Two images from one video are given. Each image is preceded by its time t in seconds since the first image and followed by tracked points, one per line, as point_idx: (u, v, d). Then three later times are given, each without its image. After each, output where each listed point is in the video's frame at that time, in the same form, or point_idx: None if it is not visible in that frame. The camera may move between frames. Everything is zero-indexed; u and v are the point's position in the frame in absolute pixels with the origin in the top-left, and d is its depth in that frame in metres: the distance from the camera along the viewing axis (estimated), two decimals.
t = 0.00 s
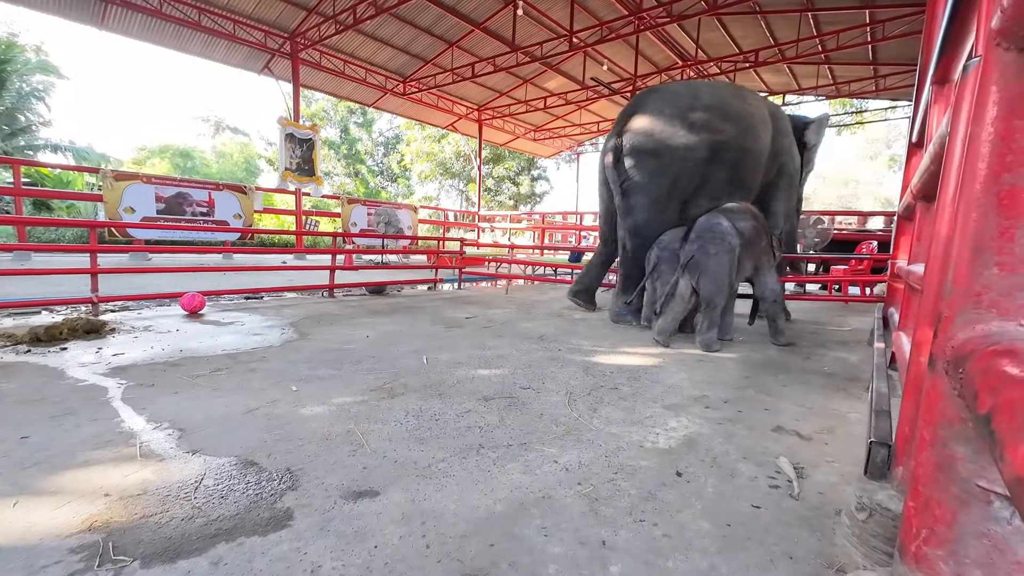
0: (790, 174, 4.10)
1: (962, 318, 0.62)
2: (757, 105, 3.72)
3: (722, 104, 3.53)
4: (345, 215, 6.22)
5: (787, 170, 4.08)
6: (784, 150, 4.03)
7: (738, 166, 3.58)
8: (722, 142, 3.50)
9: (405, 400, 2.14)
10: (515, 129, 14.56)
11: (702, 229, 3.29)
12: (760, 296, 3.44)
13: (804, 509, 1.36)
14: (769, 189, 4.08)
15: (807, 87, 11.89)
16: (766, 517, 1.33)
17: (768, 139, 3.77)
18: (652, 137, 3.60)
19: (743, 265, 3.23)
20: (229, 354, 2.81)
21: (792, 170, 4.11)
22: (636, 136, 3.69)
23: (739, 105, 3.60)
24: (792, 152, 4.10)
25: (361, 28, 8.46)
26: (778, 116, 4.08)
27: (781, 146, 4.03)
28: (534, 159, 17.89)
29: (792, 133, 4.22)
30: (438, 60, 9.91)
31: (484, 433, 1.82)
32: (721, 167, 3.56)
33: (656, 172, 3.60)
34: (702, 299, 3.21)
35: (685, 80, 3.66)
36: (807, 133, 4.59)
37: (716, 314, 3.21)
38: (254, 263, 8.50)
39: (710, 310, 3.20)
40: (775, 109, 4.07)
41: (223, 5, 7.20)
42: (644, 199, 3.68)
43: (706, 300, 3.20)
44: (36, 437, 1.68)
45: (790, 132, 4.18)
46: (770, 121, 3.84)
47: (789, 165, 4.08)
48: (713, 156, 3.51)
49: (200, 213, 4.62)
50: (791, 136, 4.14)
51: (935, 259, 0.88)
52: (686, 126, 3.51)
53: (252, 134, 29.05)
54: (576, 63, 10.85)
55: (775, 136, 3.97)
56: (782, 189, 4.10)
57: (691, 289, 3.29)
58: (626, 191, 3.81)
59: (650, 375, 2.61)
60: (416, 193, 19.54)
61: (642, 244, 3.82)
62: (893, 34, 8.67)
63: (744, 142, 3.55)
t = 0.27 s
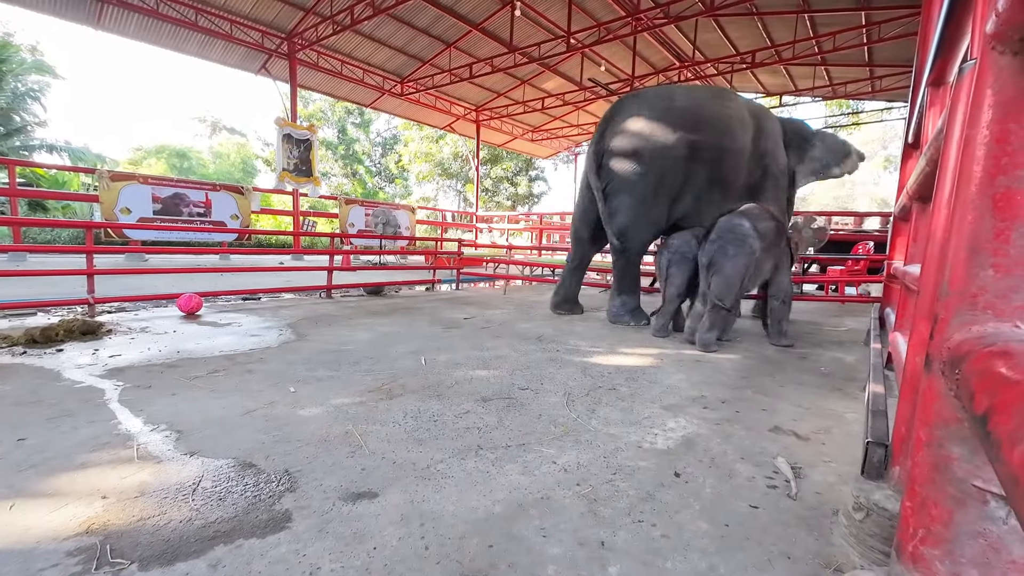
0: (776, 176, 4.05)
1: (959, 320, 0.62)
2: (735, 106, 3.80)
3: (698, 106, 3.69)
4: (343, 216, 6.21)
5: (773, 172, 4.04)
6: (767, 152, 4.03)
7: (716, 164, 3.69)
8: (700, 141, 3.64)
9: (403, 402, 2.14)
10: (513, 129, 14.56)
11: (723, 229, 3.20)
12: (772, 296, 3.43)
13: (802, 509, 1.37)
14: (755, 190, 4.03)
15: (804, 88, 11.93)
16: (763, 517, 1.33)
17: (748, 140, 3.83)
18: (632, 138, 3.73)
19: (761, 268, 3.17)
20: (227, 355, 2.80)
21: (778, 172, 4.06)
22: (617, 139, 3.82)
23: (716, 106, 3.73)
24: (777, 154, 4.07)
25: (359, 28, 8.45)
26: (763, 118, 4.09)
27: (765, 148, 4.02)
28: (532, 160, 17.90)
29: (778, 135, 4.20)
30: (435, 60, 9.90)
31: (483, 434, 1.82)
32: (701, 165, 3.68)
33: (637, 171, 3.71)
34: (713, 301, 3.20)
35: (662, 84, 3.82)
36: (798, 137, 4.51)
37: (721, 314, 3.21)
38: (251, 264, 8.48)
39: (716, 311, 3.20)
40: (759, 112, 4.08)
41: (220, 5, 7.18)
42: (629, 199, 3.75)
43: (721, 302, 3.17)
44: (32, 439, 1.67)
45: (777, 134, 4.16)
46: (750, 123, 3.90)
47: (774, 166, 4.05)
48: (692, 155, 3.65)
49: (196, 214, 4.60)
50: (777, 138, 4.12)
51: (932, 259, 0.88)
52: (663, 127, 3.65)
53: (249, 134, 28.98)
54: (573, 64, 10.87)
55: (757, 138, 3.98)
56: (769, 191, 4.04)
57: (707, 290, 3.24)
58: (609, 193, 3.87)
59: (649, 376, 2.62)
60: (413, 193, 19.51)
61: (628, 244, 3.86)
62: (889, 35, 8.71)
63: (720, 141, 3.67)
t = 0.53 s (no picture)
0: (759, 177, 4.11)
1: (955, 321, 0.62)
2: (714, 107, 3.89)
3: (675, 108, 3.82)
4: (341, 217, 6.20)
5: (756, 172, 4.10)
6: (750, 153, 4.09)
7: (694, 165, 3.82)
8: (677, 143, 3.77)
9: (402, 403, 2.14)
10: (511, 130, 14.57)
11: (741, 233, 3.11)
12: (777, 296, 3.36)
13: (800, 509, 1.37)
14: (737, 191, 4.12)
15: (802, 90, 11.96)
16: (761, 517, 1.34)
17: (728, 141, 3.93)
18: (613, 141, 3.85)
19: (776, 273, 3.12)
20: (225, 357, 2.80)
21: (761, 173, 4.12)
22: (598, 142, 3.94)
23: (693, 108, 3.85)
24: (761, 155, 4.13)
25: (357, 29, 8.44)
26: (747, 119, 4.14)
27: (748, 149, 4.09)
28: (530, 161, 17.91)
29: (764, 136, 4.25)
30: (434, 61, 9.90)
31: (481, 435, 1.82)
32: (679, 166, 3.81)
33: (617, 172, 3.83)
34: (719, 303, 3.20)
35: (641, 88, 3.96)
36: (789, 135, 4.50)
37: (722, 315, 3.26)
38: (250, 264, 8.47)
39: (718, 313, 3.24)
40: (743, 112, 4.14)
41: (218, 5, 7.17)
42: (613, 200, 3.84)
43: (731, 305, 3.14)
44: (28, 441, 1.67)
45: (762, 135, 4.20)
46: (731, 124, 3.99)
47: (757, 167, 4.11)
48: (670, 156, 3.77)
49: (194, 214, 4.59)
50: (761, 139, 4.17)
51: (928, 261, 0.89)
52: (641, 129, 3.78)
53: (247, 134, 28.94)
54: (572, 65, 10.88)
55: (740, 139, 4.05)
56: (751, 191, 4.10)
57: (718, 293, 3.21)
58: (595, 195, 3.98)
59: (647, 377, 2.62)
60: (412, 194, 19.51)
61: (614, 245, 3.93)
62: (886, 37, 8.75)
63: (697, 142, 3.79)
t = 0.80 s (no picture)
0: (742, 183, 4.09)
1: (953, 323, 0.62)
2: (694, 116, 3.94)
3: (654, 118, 3.89)
4: (340, 218, 6.20)
5: (739, 178, 4.08)
6: (734, 159, 4.08)
7: (673, 174, 3.88)
8: (655, 153, 3.83)
9: (401, 404, 2.14)
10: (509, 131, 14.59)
11: (751, 234, 3.11)
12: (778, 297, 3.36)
13: (798, 510, 1.38)
14: (720, 197, 4.14)
15: (800, 92, 12.00)
16: (760, 518, 1.34)
17: (709, 148, 3.94)
18: (595, 150, 3.97)
19: (784, 276, 3.11)
20: (223, 358, 2.80)
21: (745, 179, 4.10)
22: (581, 151, 4.07)
23: (673, 118, 3.92)
24: (745, 160, 4.11)
25: (356, 30, 8.44)
26: (731, 124, 4.12)
27: (732, 155, 4.07)
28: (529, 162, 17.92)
29: (750, 140, 4.20)
30: (432, 62, 9.91)
31: (480, 437, 1.82)
32: (659, 175, 3.88)
33: (600, 181, 3.96)
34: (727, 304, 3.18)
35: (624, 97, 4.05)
36: (781, 135, 4.41)
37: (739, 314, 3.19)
38: (248, 265, 8.46)
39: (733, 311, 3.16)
40: (727, 117, 4.12)
41: (216, 6, 7.16)
42: (603, 205, 3.96)
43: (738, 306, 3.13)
44: (26, 443, 1.66)
45: (747, 139, 4.17)
46: (713, 131, 3.99)
47: (741, 173, 4.09)
48: (649, 165, 3.86)
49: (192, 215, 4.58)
50: (746, 144, 4.13)
51: (926, 263, 0.89)
52: (620, 139, 3.88)
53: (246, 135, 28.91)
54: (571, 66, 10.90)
55: (722, 145, 4.04)
56: (733, 198, 4.10)
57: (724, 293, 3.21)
58: (584, 201, 4.12)
59: (646, 378, 2.63)
60: (410, 195, 19.50)
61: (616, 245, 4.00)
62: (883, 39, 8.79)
63: (675, 152, 3.84)
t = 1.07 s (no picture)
0: (731, 182, 4.10)
1: (950, 324, 0.63)
2: (684, 120, 4.00)
3: (645, 123, 3.95)
4: (338, 219, 6.20)
5: (727, 178, 4.10)
6: (723, 160, 4.11)
7: (662, 178, 3.96)
8: (645, 157, 3.91)
9: (400, 405, 2.14)
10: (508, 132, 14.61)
11: (750, 237, 3.14)
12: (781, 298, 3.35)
13: (797, 511, 1.38)
14: (708, 199, 4.17)
15: (798, 93, 12.03)
16: (759, 519, 1.34)
17: (698, 150, 3.97)
18: (587, 155, 3.99)
19: (787, 276, 3.13)
20: (222, 359, 2.79)
21: (734, 179, 4.11)
22: (571, 156, 4.08)
23: (661, 122, 3.98)
24: (735, 161, 4.12)
25: (355, 31, 8.44)
26: (720, 127, 4.16)
27: (721, 156, 4.10)
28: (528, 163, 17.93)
29: (740, 141, 4.22)
30: (431, 63, 9.92)
31: (479, 438, 1.82)
32: (650, 179, 3.96)
33: (594, 185, 3.98)
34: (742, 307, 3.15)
35: (612, 102, 4.10)
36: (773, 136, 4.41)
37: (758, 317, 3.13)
38: (246, 266, 8.46)
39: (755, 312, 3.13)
40: (717, 120, 4.16)
41: (215, 7, 7.16)
42: (598, 209, 3.99)
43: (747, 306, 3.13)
44: (23, 445, 1.65)
45: (738, 141, 4.19)
46: (703, 134, 4.03)
47: (729, 173, 4.11)
48: (641, 170, 3.92)
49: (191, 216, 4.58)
50: (735, 145, 4.16)
51: (923, 265, 0.90)
52: (610, 144, 3.94)
53: (244, 136, 28.89)
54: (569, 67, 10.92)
55: (711, 147, 4.07)
56: (720, 197, 4.12)
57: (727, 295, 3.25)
58: (576, 205, 4.13)
59: (645, 379, 2.63)
60: (409, 196, 19.49)
61: (609, 244, 4.10)
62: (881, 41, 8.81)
63: (664, 155, 3.91)
